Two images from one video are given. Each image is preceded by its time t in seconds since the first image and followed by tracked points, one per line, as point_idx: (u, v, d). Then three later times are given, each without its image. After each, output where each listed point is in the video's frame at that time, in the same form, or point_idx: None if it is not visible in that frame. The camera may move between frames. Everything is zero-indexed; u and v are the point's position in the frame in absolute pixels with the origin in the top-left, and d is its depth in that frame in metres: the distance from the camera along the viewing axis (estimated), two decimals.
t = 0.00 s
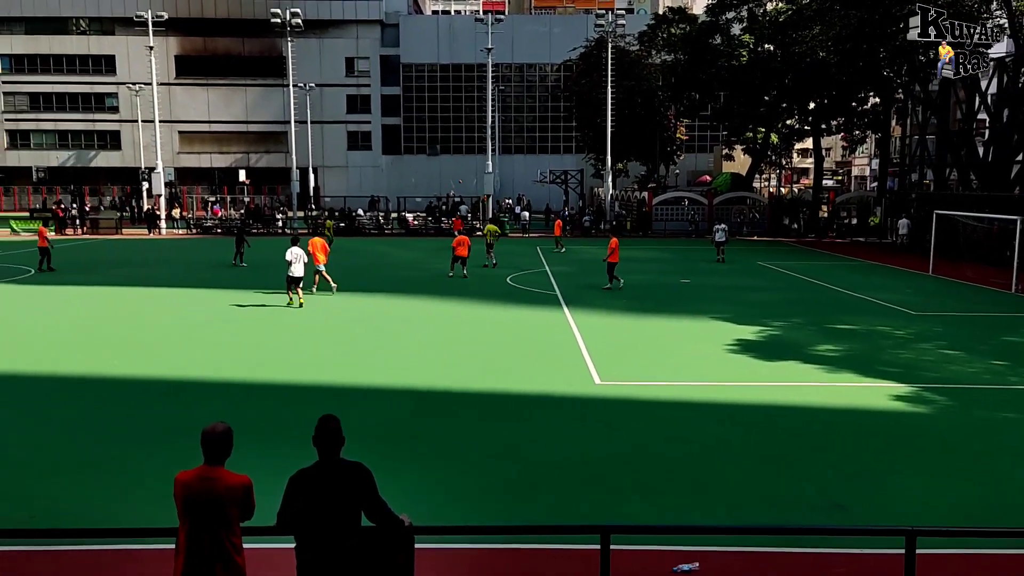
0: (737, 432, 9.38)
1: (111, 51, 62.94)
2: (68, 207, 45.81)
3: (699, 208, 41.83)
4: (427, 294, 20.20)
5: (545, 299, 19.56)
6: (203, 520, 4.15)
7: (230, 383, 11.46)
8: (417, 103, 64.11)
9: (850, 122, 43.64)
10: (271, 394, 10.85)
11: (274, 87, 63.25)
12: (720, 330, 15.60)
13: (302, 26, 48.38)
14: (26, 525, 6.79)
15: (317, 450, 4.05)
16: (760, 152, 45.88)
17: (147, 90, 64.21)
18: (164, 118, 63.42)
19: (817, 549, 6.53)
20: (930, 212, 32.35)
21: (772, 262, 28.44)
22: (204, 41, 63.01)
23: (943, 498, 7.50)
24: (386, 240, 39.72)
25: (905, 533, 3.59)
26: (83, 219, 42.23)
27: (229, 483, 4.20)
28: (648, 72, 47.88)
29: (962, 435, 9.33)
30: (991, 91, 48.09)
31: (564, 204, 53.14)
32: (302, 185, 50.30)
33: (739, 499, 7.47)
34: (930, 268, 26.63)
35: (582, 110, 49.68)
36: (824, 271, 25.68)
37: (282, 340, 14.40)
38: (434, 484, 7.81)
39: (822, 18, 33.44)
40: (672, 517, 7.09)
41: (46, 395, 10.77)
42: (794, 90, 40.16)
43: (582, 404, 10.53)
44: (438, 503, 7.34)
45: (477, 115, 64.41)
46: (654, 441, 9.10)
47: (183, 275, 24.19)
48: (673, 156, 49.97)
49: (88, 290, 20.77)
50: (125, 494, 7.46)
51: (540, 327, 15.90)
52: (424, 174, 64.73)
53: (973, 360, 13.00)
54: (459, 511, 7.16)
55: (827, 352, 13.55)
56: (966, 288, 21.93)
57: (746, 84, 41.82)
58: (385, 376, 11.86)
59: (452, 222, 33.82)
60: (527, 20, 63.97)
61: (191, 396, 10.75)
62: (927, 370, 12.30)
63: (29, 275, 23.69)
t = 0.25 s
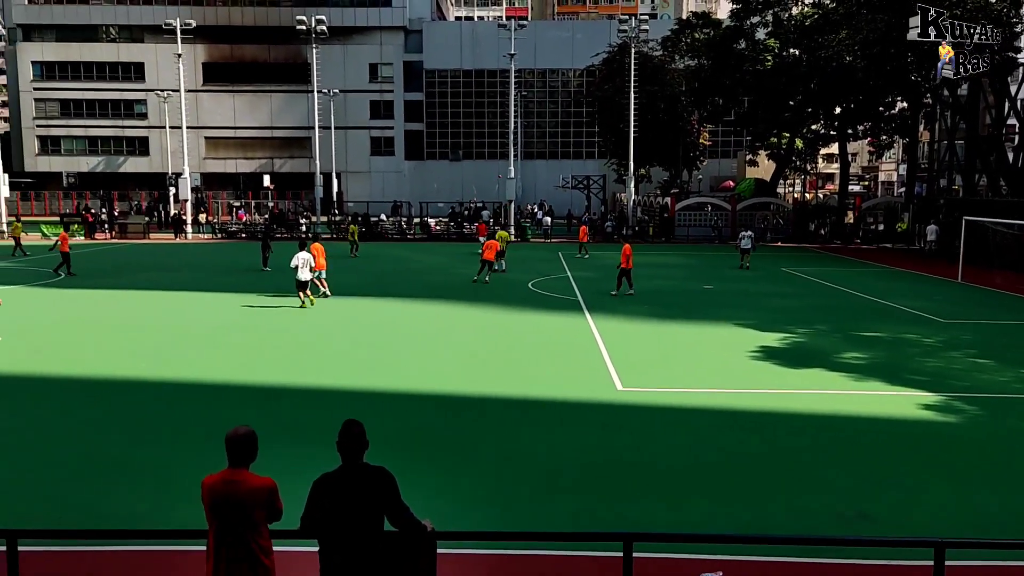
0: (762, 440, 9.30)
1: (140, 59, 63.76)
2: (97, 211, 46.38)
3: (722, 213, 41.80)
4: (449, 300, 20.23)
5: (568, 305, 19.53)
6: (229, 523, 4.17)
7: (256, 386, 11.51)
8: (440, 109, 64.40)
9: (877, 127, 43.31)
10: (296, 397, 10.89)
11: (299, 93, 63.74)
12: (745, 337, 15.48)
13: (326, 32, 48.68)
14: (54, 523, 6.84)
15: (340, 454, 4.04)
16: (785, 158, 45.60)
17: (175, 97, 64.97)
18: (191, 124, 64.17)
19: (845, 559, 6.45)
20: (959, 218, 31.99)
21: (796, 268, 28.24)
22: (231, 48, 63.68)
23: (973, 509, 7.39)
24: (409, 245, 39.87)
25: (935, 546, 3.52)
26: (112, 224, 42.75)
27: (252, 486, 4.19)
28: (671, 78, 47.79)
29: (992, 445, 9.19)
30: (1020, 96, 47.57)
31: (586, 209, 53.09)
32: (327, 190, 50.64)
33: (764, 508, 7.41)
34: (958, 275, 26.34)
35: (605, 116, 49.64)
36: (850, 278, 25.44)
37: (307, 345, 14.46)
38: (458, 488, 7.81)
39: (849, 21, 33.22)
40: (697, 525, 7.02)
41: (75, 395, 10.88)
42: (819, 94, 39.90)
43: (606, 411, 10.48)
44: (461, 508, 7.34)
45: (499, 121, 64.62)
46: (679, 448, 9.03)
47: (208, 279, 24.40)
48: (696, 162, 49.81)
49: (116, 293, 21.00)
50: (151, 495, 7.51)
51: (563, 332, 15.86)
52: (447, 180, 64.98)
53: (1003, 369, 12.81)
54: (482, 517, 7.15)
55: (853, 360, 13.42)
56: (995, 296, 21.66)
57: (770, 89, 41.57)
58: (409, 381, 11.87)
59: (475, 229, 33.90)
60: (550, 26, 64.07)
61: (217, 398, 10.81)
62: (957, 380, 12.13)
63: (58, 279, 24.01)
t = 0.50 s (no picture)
0: (789, 453, 9.22)
1: (170, 71, 64.64)
2: (127, 220, 46.99)
3: (747, 223, 41.58)
4: (473, 309, 20.26)
5: (593, 315, 19.48)
6: (260, 530, 4.22)
7: (282, 394, 11.58)
8: (464, 119, 64.71)
9: (905, 137, 42.93)
10: (322, 406, 10.95)
11: (325, 104, 64.29)
12: (772, 348, 15.37)
13: (353, 44, 49.06)
14: (83, 529, 6.91)
15: (363, 464, 4.06)
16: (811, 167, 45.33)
17: (204, 108, 65.77)
18: (218, 135, 64.94)
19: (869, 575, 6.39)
20: (990, 228, 31.62)
21: (823, 279, 28.00)
22: (258, 59, 64.41)
23: (1001, 526, 7.29)
24: (434, 254, 40.02)
25: (962, 562, 3.49)
26: (141, 233, 43.29)
27: (282, 494, 4.23)
28: (696, 87, 47.74)
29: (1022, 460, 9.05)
30: None
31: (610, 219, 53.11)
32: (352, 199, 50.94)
33: (790, 523, 7.35)
34: (989, 286, 26.00)
35: (630, 126, 49.63)
36: (877, 289, 25.20)
37: (332, 354, 14.53)
38: (482, 499, 7.82)
39: (876, 31, 33.04)
40: (721, 539, 6.98)
41: (104, 401, 11.00)
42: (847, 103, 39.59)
43: (630, 422, 10.44)
44: (484, 519, 7.34)
45: (524, 130, 64.77)
46: (704, 460, 8.99)
47: (235, 287, 24.63)
48: (720, 172, 49.67)
49: (145, 301, 21.25)
50: (178, 501, 7.59)
51: (588, 343, 15.83)
52: (470, 189, 65.19)
53: None
54: (505, 528, 7.15)
55: (881, 373, 13.29)
56: None
57: (798, 99, 41.30)
58: (434, 391, 11.89)
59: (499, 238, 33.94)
60: (574, 36, 64.19)
61: (244, 406, 10.89)
62: (987, 393, 11.97)
63: (89, 287, 24.34)
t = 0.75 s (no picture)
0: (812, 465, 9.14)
1: (194, 81, 65.29)
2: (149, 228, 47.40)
3: (768, 232, 41.36)
4: (492, 319, 20.25)
5: (611, 324, 19.45)
6: (282, 540, 4.26)
7: (302, 403, 11.62)
8: (484, 128, 64.86)
9: (928, 146, 42.61)
10: (342, 414, 10.97)
11: (345, 113, 64.67)
12: (792, 358, 15.26)
13: (374, 54, 49.29)
14: (105, 536, 6.96)
15: (380, 474, 4.04)
16: (832, 176, 45.08)
17: (226, 117, 66.34)
18: (240, 143, 65.48)
19: None
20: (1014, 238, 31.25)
21: (844, 289, 27.79)
22: (280, 69, 64.92)
23: None
24: (452, 263, 40.11)
25: None
26: (163, 241, 43.68)
27: (305, 502, 4.27)
28: (716, 96, 47.69)
29: None
30: None
31: (629, 228, 52.96)
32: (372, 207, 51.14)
33: (812, 536, 7.28)
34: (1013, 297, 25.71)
35: (650, 135, 49.55)
36: (900, 299, 24.97)
37: (352, 362, 14.57)
38: (501, 508, 7.82)
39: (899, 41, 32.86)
40: (740, 552, 6.92)
41: (127, 408, 11.08)
42: (868, 113, 39.30)
43: (649, 432, 10.41)
44: (503, 529, 7.33)
45: (543, 139, 64.83)
46: (726, 471, 8.94)
47: (254, 295, 24.79)
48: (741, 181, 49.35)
49: (167, 308, 21.41)
50: (198, 507, 7.64)
51: (607, 352, 15.78)
52: (490, 198, 65.28)
53: None
54: (523, 539, 7.12)
55: (904, 384, 13.16)
56: None
57: (819, 109, 41.10)
58: (454, 400, 11.89)
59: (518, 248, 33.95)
60: (594, 45, 64.24)
61: (264, 414, 10.94)
62: (1012, 406, 11.81)
63: (111, 294, 24.57)
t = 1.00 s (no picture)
0: (833, 477, 9.07)
1: (216, 91, 65.92)
2: (171, 237, 47.84)
3: (788, 243, 41.12)
4: (511, 328, 20.25)
5: (630, 334, 19.41)
6: (304, 547, 4.32)
7: (322, 411, 11.66)
8: (504, 138, 65.06)
9: (951, 156, 42.29)
10: (361, 423, 11.01)
11: (366, 122, 65.07)
12: (813, 369, 15.15)
13: (394, 64, 49.58)
14: (128, 542, 7.04)
15: (397, 484, 4.05)
16: (853, 186, 44.79)
17: (248, 126, 66.91)
18: (261, 153, 66.03)
19: None
20: None
21: (866, 299, 27.58)
22: (301, 80, 65.45)
23: None
24: (471, 272, 40.20)
25: None
26: (184, 249, 44.08)
27: (329, 510, 4.35)
28: (736, 106, 47.66)
29: None
30: None
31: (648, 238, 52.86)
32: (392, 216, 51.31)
33: (833, 548, 7.22)
34: None
35: (670, 144, 49.47)
36: (923, 310, 24.73)
37: (371, 371, 14.61)
38: (518, 517, 7.83)
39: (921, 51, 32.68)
40: (759, 565, 6.88)
41: (148, 416, 11.18)
42: (890, 123, 39.06)
43: (668, 442, 10.37)
44: (520, 538, 7.35)
45: (563, 149, 64.92)
46: (746, 482, 8.90)
47: (274, 304, 24.97)
48: (761, 191, 49.07)
49: (188, 317, 21.57)
50: (218, 514, 7.71)
51: (626, 362, 15.73)
52: (509, 207, 65.37)
53: None
54: (540, 549, 7.12)
55: (926, 395, 13.03)
56: None
57: (840, 118, 40.90)
58: (472, 409, 11.89)
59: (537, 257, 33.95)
60: (614, 55, 64.35)
61: (284, 423, 10.99)
62: None
63: (133, 302, 24.79)
